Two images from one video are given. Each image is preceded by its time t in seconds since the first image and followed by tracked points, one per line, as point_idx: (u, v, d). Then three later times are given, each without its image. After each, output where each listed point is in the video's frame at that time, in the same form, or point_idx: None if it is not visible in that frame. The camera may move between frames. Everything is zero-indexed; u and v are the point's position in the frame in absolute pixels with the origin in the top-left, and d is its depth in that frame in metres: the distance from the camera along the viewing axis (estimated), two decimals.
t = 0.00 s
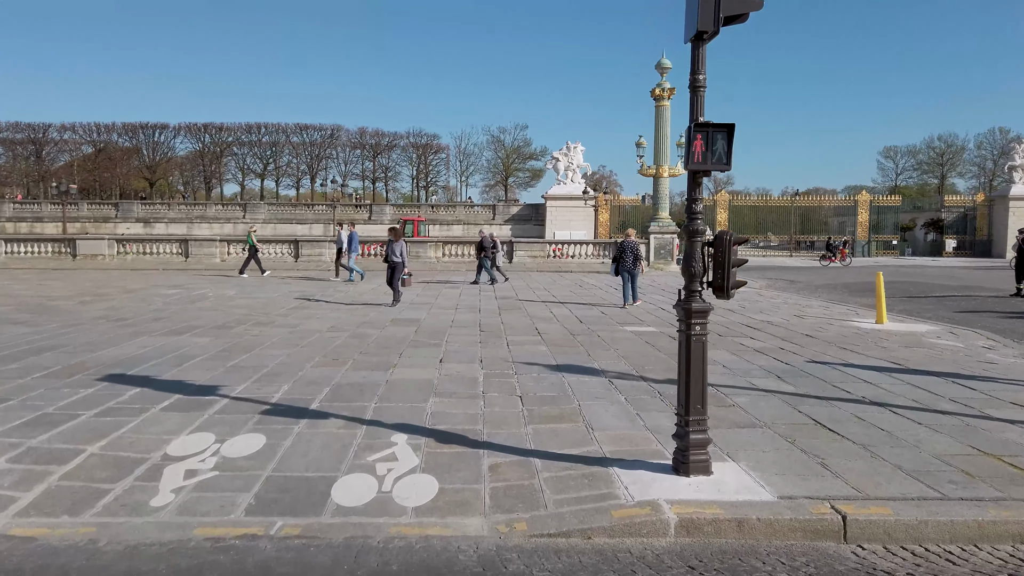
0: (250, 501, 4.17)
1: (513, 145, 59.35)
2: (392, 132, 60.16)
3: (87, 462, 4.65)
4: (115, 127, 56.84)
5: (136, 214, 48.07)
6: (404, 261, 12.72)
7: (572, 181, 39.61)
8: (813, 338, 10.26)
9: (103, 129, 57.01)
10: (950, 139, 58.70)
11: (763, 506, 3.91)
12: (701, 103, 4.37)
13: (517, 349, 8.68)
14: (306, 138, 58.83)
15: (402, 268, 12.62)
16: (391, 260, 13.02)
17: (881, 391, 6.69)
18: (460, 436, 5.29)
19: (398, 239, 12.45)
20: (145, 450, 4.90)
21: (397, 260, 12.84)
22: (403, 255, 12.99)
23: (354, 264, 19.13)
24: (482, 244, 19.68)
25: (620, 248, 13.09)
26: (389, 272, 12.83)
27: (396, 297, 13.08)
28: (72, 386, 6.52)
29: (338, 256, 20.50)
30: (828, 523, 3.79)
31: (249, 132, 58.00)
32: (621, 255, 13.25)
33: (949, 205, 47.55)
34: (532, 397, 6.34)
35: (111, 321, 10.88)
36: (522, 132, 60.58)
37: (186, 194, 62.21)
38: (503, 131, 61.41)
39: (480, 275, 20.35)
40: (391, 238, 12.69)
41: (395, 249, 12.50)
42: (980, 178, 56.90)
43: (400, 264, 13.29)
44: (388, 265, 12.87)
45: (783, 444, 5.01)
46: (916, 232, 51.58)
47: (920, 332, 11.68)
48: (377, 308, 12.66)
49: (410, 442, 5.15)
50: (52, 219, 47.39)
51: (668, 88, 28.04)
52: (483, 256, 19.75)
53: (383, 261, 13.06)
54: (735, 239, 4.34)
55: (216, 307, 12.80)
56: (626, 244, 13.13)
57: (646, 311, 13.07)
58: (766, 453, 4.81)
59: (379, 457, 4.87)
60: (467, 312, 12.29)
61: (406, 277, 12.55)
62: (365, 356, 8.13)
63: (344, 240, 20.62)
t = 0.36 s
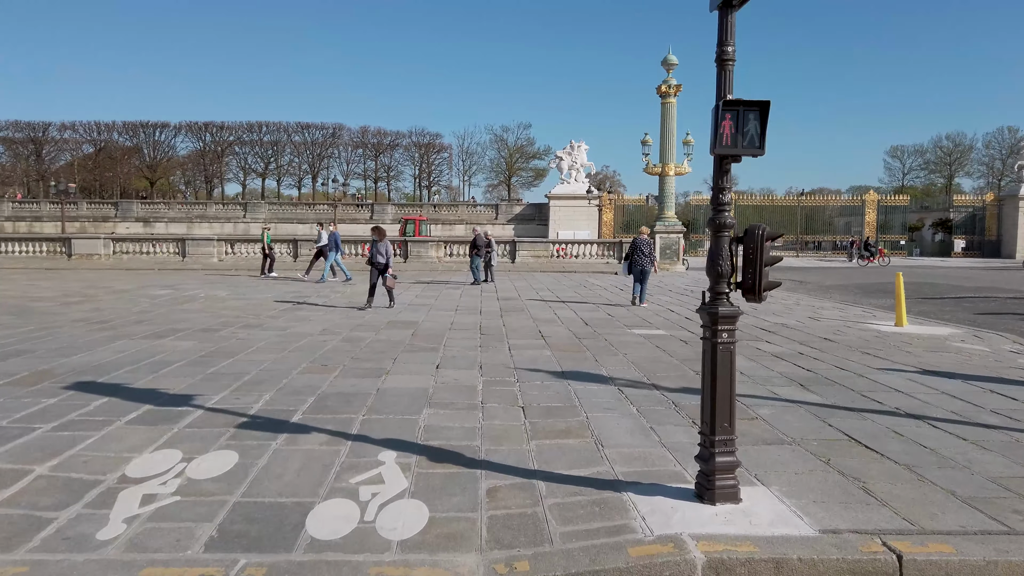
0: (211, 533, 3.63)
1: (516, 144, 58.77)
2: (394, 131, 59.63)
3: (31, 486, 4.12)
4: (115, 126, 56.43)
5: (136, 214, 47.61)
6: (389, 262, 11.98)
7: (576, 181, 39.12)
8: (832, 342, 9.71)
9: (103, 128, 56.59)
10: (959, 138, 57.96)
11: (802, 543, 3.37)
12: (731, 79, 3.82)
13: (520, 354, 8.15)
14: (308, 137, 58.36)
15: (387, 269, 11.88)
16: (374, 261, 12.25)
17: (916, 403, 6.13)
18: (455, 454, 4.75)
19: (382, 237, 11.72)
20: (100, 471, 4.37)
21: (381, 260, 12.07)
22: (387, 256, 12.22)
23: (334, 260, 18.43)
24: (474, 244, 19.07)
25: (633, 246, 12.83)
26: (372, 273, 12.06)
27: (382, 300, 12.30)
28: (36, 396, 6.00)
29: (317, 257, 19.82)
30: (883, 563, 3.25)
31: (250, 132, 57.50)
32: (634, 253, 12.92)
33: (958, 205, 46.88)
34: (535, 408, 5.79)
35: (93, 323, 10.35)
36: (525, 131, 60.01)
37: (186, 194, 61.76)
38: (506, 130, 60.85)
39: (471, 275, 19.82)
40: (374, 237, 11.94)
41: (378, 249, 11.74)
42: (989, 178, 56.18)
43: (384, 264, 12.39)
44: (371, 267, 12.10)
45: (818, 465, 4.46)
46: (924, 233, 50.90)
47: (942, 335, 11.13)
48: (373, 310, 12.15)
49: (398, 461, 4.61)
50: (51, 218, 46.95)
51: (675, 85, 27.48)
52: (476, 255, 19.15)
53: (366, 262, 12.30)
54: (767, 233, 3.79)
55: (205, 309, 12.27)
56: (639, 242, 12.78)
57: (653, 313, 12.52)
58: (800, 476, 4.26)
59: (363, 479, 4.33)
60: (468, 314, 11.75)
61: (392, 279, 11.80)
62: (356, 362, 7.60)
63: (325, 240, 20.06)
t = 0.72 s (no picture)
0: None
1: (521, 143, 58.20)
2: (397, 130, 59.09)
3: None
4: (117, 125, 56.07)
5: (137, 214, 47.20)
6: (373, 262, 11.28)
7: (581, 181, 38.57)
8: (857, 349, 9.14)
9: (104, 127, 56.24)
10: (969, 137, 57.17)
11: None
12: (773, 52, 3.27)
13: (526, 363, 7.62)
14: (310, 136, 57.88)
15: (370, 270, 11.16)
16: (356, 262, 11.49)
17: (961, 421, 5.57)
18: (453, 483, 4.21)
19: (365, 236, 11.01)
20: (47, 506, 3.83)
21: (364, 260, 11.36)
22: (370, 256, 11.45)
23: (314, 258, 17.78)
24: (467, 245, 18.54)
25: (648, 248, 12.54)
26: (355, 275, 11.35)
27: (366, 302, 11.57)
28: None
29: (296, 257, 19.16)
30: None
31: (252, 131, 57.06)
32: (647, 254, 12.58)
33: (969, 204, 46.15)
34: (542, 427, 5.24)
35: (76, 328, 9.84)
36: (530, 130, 59.42)
37: (189, 194, 61.39)
38: (510, 129, 60.28)
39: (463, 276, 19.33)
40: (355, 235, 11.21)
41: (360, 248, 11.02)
42: (1000, 178, 55.37)
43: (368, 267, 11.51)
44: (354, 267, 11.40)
45: (868, 501, 3.91)
46: (934, 233, 50.17)
47: (970, 341, 10.55)
48: (372, 314, 11.62)
49: (388, 494, 4.06)
50: (52, 218, 46.63)
51: (683, 81, 26.91)
52: (470, 256, 18.56)
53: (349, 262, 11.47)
54: (816, 234, 3.24)
55: (197, 312, 11.75)
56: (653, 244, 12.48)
57: (665, 316, 11.96)
58: (847, 512, 3.71)
59: (347, 515, 3.79)
60: (470, 319, 11.21)
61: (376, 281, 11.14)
62: (349, 372, 7.07)
63: (305, 238, 19.41)
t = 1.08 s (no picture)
0: None
1: (525, 142, 57.63)
2: (399, 129, 58.56)
3: None
4: (117, 124, 55.68)
5: (136, 213, 46.80)
6: (356, 264, 10.67)
7: (585, 180, 38.02)
8: (884, 355, 8.58)
9: (104, 126, 55.83)
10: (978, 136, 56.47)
11: None
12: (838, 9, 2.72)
13: (532, 370, 7.07)
14: (312, 135, 57.40)
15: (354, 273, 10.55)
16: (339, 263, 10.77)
17: (1018, 439, 5.01)
18: (452, 514, 3.67)
19: (350, 236, 10.38)
20: None
21: (347, 262, 10.73)
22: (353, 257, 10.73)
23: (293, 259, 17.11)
24: (460, 244, 17.98)
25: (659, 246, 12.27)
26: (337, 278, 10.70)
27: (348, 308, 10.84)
28: None
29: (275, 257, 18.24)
30: None
31: (254, 130, 56.61)
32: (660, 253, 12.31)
33: (979, 204, 45.47)
34: (553, 446, 4.69)
35: (56, 331, 9.32)
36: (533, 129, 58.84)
37: (189, 193, 60.94)
38: (513, 128, 59.74)
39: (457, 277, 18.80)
40: (338, 236, 10.56)
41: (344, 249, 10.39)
42: (1009, 178, 54.69)
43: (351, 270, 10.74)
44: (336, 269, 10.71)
45: (935, 539, 3.36)
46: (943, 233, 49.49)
47: (999, 346, 9.99)
48: (370, 316, 11.08)
49: (378, 528, 3.51)
50: (50, 217, 46.26)
51: (691, 78, 26.34)
52: (463, 256, 18.05)
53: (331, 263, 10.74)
54: (887, 226, 2.69)
55: (187, 314, 11.22)
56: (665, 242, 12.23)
57: (677, 319, 11.41)
58: (914, 557, 3.16)
59: (328, 555, 3.25)
60: (473, 322, 10.68)
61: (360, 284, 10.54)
62: (341, 381, 6.53)
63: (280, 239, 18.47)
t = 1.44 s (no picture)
0: None
1: (529, 141, 57.05)
2: (403, 128, 58.08)
3: None
4: (118, 123, 55.37)
5: (137, 213, 46.44)
6: (336, 263, 10.00)
7: (591, 179, 37.51)
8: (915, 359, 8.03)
9: (106, 125, 55.53)
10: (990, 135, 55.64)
11: None
12: None
13: (539, 376, 6.57)
14: (315, 134, 56.96)
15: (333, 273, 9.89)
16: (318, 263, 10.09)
17: None
18: (448, 548, 3.15)
19: (329, 233, 9.77)
20: None
21: (326, 262, 10.07)
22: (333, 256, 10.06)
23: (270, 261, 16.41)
24: (455, 242, 17.48)
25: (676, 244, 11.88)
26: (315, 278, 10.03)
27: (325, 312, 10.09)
28: None
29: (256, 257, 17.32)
30: None
31: (256, 129, 56.23)
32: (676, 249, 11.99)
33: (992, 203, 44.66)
34: (563, 464, 4.17)
35: (35, 332, 8.85)
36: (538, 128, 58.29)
37: (191, 192, 60.58)
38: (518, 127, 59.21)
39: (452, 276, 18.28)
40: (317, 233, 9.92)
41: (324, 248, 9.74)
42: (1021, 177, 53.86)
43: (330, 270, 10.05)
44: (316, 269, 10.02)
45: None
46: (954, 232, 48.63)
47: None
48: (367, 318, 10.59)
49: (361, 566, 3.00)
50: (50, 216, 45.93)
51: (700, 74, 25.78)
52: (457, 256, 17.57)
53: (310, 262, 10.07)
54: (984, 206, 2.17)
55: (177, 315, 10.73)
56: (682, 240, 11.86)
57: (690, 320, 10.89)
58: None
59: None
60: (475, 323, 10.17)
61: (340, 285, 9.88)
62: (332, 387, 6.02)
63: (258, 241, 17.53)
